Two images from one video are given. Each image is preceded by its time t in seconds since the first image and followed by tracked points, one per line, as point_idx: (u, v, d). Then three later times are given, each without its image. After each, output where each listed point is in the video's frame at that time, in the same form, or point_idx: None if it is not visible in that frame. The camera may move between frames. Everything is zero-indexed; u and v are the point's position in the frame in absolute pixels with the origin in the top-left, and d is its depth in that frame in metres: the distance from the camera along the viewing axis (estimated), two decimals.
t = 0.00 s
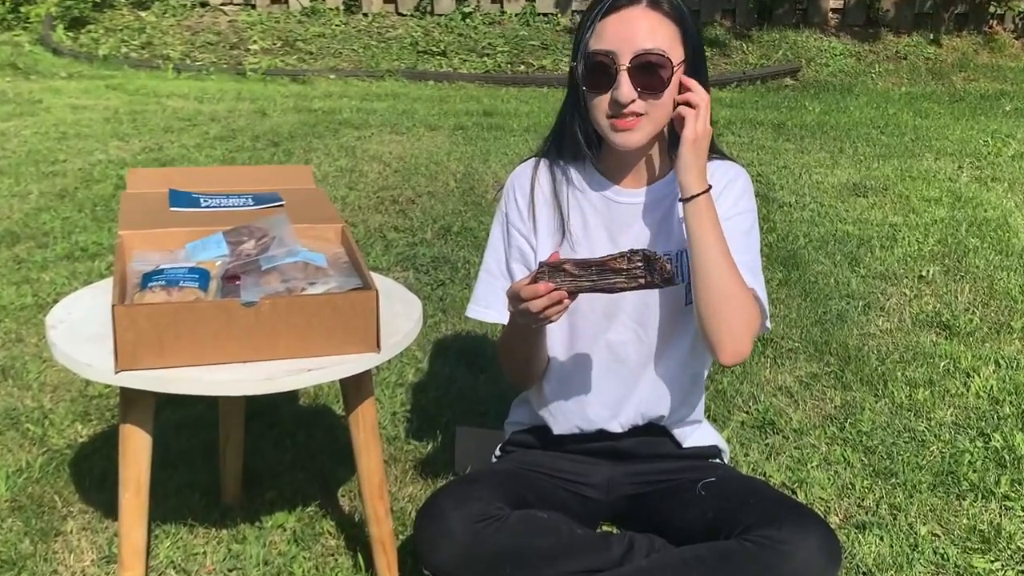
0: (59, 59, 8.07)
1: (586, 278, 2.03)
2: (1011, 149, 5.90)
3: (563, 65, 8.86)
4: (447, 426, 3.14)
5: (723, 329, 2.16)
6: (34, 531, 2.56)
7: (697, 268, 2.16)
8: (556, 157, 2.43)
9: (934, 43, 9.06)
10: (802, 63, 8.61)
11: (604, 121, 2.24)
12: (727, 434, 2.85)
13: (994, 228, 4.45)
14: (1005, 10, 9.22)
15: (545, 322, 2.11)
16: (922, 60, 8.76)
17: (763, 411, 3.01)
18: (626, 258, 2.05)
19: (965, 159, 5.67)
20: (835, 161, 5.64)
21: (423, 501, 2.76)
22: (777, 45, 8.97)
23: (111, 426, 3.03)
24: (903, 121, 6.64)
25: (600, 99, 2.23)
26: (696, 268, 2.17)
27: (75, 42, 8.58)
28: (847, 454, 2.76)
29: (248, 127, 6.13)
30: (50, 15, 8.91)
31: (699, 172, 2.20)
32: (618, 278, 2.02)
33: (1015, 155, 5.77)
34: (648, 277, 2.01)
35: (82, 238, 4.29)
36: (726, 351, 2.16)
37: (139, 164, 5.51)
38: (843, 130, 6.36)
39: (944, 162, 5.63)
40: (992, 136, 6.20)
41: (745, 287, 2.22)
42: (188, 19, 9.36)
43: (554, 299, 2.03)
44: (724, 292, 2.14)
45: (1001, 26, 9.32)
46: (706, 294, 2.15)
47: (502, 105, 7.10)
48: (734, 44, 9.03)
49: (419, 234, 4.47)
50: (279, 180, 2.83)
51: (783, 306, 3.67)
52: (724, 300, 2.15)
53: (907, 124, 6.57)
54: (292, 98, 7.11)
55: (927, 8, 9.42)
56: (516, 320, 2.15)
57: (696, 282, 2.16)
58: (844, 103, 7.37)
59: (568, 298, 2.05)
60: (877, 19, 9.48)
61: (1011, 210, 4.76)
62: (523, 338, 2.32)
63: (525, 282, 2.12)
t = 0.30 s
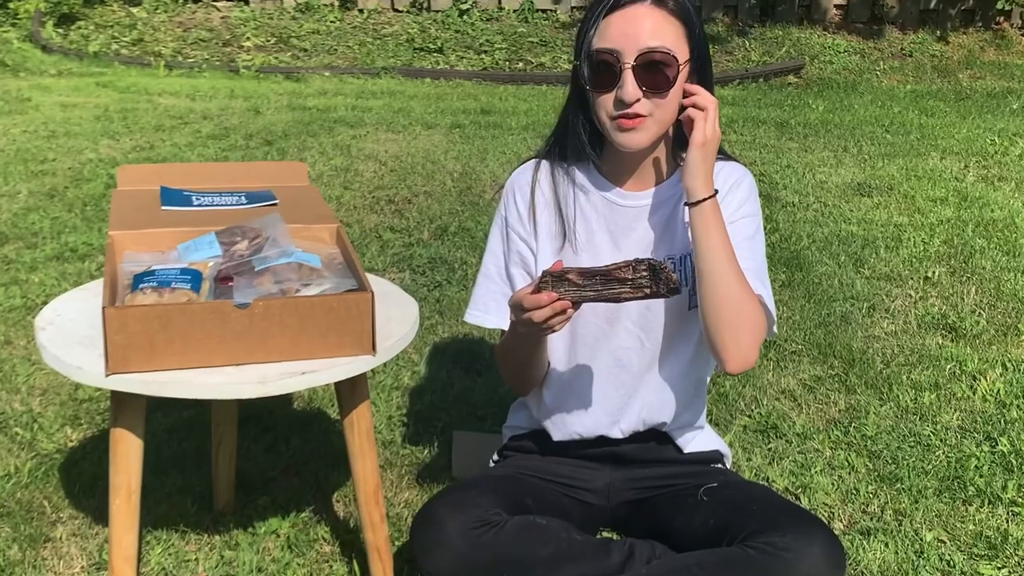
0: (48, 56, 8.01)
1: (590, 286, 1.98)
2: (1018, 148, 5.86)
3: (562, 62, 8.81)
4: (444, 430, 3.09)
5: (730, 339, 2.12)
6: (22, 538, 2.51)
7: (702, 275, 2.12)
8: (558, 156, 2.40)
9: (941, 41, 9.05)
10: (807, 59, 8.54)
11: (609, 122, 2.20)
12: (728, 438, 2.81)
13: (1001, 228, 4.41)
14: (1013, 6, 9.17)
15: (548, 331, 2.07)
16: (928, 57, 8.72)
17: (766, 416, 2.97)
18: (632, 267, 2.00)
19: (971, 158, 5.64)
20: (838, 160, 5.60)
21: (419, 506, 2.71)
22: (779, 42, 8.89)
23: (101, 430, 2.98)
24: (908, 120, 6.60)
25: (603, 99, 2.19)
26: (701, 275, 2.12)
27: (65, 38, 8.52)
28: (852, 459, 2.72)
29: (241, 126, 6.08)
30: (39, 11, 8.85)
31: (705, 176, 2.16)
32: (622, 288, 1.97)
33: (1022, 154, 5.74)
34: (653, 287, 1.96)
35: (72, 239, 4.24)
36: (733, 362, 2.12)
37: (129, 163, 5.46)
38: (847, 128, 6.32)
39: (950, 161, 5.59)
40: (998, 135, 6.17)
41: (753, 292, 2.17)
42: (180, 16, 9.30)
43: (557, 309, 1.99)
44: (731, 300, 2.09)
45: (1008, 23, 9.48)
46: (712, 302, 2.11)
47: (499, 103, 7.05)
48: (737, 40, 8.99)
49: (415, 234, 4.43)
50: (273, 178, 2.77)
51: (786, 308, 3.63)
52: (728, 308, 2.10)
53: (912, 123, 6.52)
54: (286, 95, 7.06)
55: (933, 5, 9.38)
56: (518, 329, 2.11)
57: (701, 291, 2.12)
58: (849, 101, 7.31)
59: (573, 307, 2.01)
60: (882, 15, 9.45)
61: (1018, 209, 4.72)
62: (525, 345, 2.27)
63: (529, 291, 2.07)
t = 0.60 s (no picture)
0: (31, 50, 7.91)
1: (602, 296, 1.91)
2: None
3: (562, 56, 8.75)
4: (441, 437, 3.01)
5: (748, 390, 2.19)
6: (4, 549, 2.43)
7: (727, 345, 2.11)
8: (556, 157, 2.31)
9: (953, 34, 9.02)
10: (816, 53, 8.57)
11: (610, 114, 2.11)
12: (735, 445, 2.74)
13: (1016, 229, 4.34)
14: None
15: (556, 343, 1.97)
16: (940, 50, 8.69)
17: (773, 421, 2.89)
18: (644, 276, 1.94)
19: (986, 155, 5.58)
20: (849, 157, 5.53)
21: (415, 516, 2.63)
22: (787, 35, 8.87)
23: (86, 436, 2.90)
24: (921, 116, 6.54)
25: (605, 90, 2.11)
26: (726, 344, 2.11)
27: (48, 32, 8.44)
28: (862, 467, 2.65)
29: (230, 122, 6.00)
30: (23, 4, 8.76)
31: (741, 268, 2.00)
32: (636, 297, 1.91)
33: None
34: (668, 296, 1.90)
35: (55, 239, 4.16)
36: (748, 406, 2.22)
37: (115, 160, 5.37)
38: (857, 125, 6.27)
39: (964, 158, 5.53)
40: (1013, 132, 6.13)
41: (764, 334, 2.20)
42: (168, 8, 9.21)
43: (569, 320, 1.90)
44: (755, 369, 2.13)
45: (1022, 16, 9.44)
46: (737, 369, 2.13)
47: (497, 99, 6.97)
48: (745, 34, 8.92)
49: (411, 234, 4.34)
50: (264, 176, 2.69)
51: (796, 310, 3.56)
52: (751, 372, 2.14)
53: (925, 119, 6.47)
54: (277, 91, 6.98)
55: None
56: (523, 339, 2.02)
57: (726, 358, 2.13)
58: (860, 96, 7.28)
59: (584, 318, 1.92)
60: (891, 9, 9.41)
61: None
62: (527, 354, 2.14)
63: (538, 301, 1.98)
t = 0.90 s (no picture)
0: (8, 40, 7.77)
1: (612, 328, 1.80)
2: None
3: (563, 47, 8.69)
4: (437, 446, 2.91)
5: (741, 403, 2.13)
6: None
7: (729, 367, 2.03)
8: (556, 156, 2.19)
9: (972, 23, 9.22)
10: (829, 45, 8.68)
11: (613, 116, 2.00)
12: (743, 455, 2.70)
13: None
14: None
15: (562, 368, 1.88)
16: (959, 41, 8.89)
17: (784, 430, 2.85)
18: (654, 296, 1.82)
19: (1006, 151, 5.55)
20: (864, 153, 5.47)
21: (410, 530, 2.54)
22: (799, 26, 9.06)
23: (66, 445, 2.79)
24: (939, 111, 6.57)
25: (606, 91, 2.00)
26: (727, 366, 2.03)
27: (25, 22, 8.31)
28: (878, 478, 2.61)
29: (217, 117, 5.89)
30: None
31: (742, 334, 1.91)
32: (647, 325, 1.79)
33: None
34: (679, 322, 1.80)
35: (34, 239, 4.05)
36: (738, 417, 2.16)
37: (95, 156, 5.25)
38: (872, 120, 6.24)
39: (984, 155, 5.48)
40: None
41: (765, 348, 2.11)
42: None
43: (577, 352, 1.83)
44: (752, 391, 2.06)
45: None
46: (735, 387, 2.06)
47: (496, 92, 6.88)
48: (756, 24, 9.14)
49: (405, 233, 4.23)
50: (252, 172, 2.57)
51: (808, 314, 3.49)
52: (747, 390, 2.06)
53: (943, 113, 6.49)
54: (265, 84, 6.88)
55: None
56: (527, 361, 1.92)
57: (725, 377, 2.05)
58: (876, 89, 7.39)
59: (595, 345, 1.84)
60: None
61: None
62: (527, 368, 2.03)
63: (543, 327, 1.87)
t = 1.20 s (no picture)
0: None
1: (624, 340, 1.74)
2: None
3: (562, 40, 8.65)
4: (434, 448, 2.86)
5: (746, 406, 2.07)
6: None
7: (741, 374, 1.96)
8: (558, 153, 2.13)
9: (982, 16, 9.16)
10: (835, 38, 8.64)
11: (616, 110, 1.94)
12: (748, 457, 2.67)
13: None
14: None
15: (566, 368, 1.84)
16: (969, 34, 8.86)
17: (789, 432, 2.81)
18: (668, 309, 1.77)
19: (1015, 146, 5.53)
20: (871, 148, 5.43)
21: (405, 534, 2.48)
22: (805, 18, 9.01)
23: (53, 447, 2.73)
24: (949, 106, 6.54)
25: (609, 85, 1.94)
26: (739, 373, 1.97)
27: (13, 13, 8.23)
28: (885, 480, 2.58)
29: (208, 111, 5.83)
30: None
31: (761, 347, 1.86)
32: (658, 341, 1.74)
33: None
34: (692, 340, 1.75)
35: (20, 237, 3.98)
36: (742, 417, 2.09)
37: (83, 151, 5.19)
38: (879, 115, 6.20)
39: (993, 150, 5.45)
40: None
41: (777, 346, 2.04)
42: None
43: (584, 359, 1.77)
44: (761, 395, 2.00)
45: None
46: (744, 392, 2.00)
47: (494, 86, 6.82)
48: (760, 16, 9.08)
49: (401, 231, 4.18)
50: (245, 174, 2.51)
51: (814, 313, 3.44)
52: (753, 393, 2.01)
53: (952, 108, 6.47)
54: (257, 77, 6.82)
55: None
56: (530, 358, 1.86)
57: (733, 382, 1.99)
58: (883, 83, 7.35)
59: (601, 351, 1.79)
60: None
61: None
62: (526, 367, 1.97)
63: (551, 324, 1.81)
